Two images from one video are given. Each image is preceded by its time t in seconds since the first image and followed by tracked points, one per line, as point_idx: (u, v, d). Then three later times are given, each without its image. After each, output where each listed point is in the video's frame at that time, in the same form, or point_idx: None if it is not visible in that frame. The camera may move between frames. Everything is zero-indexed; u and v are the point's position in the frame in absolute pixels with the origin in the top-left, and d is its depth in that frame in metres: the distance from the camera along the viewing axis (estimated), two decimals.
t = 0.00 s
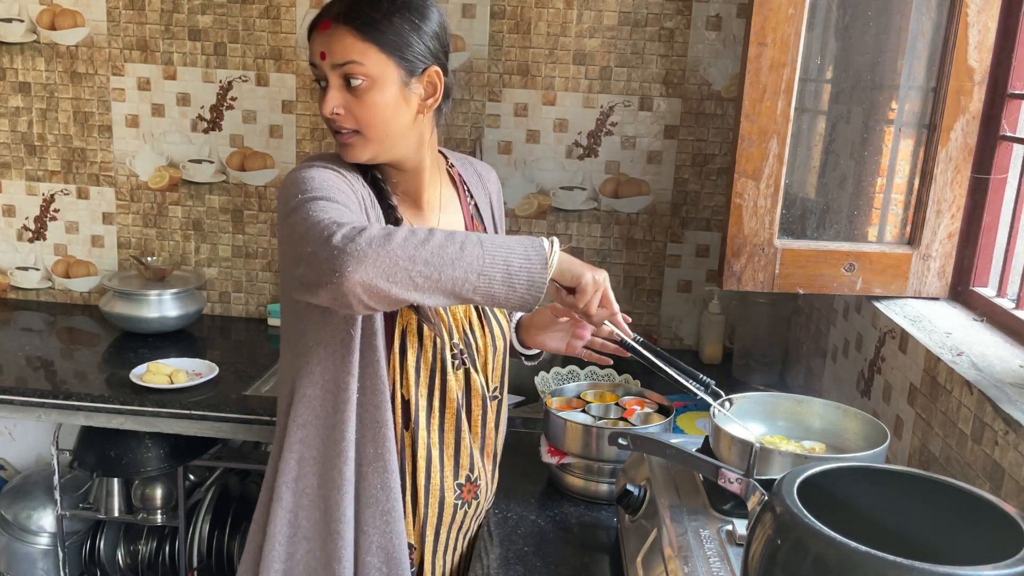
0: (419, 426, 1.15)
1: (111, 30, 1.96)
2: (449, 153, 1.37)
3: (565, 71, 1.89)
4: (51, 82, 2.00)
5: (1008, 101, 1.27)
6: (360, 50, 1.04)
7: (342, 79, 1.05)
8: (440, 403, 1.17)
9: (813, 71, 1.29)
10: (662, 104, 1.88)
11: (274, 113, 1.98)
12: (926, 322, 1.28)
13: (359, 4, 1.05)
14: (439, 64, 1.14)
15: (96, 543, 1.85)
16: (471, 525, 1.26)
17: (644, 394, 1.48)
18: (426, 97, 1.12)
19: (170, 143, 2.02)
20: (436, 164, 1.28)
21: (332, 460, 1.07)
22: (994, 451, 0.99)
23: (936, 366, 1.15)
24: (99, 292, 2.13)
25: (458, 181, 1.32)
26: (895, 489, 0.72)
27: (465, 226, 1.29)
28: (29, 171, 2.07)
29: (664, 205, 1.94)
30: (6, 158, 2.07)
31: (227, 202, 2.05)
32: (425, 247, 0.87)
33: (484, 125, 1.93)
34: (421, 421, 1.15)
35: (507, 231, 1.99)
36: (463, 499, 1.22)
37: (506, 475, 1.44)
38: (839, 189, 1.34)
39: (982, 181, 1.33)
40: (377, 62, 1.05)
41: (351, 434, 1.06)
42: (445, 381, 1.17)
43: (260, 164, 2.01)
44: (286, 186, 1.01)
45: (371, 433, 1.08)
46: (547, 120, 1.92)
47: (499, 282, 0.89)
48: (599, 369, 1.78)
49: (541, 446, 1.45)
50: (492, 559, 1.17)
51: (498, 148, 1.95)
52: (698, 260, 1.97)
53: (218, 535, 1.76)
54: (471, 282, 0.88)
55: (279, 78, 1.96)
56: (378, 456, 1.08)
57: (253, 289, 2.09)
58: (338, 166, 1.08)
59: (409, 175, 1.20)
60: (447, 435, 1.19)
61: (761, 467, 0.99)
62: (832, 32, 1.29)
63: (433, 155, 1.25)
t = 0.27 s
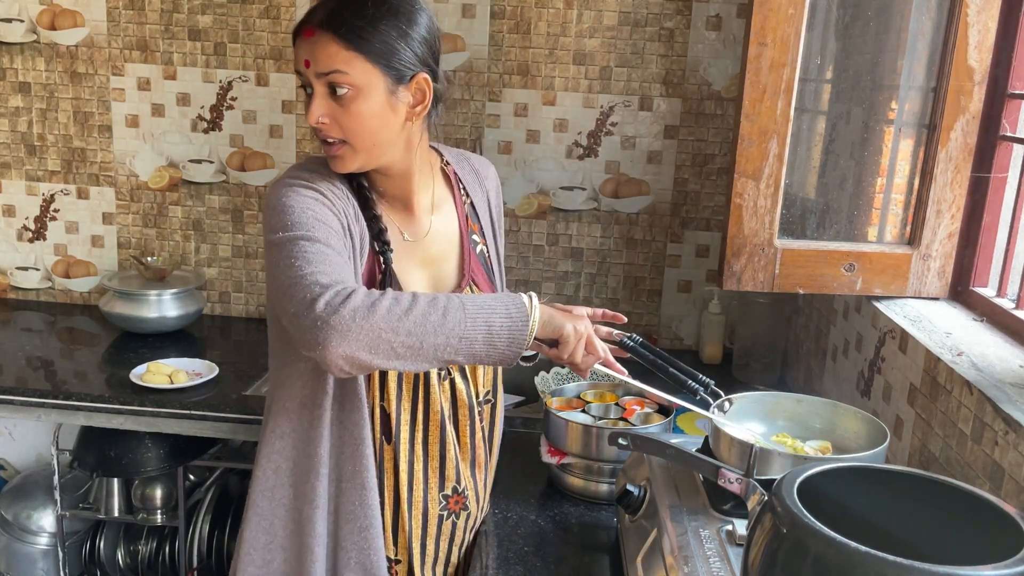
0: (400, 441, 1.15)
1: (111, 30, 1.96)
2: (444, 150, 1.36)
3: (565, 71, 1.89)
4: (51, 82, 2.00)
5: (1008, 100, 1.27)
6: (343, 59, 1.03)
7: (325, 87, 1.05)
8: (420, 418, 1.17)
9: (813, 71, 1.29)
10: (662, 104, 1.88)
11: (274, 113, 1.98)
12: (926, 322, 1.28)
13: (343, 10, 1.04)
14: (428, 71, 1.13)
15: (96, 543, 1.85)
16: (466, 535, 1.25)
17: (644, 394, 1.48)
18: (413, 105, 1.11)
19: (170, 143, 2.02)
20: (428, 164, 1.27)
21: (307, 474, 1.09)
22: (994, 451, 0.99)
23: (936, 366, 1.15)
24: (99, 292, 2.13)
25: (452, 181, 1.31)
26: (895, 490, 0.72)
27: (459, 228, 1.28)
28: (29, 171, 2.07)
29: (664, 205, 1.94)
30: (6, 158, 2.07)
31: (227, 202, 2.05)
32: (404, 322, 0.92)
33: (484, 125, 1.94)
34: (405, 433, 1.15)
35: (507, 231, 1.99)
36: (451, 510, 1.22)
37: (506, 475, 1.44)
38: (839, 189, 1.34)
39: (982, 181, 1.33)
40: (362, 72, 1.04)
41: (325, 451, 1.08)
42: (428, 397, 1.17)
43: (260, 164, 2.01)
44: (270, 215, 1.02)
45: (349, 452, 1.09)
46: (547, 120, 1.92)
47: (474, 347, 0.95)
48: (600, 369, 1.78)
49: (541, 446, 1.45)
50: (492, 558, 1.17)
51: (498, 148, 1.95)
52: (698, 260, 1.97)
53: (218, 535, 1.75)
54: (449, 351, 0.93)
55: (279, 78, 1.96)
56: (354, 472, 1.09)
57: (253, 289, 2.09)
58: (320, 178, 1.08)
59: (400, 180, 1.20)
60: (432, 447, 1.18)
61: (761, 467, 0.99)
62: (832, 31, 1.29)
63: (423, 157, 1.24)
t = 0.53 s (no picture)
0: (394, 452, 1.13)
1: (111, 30, 1.96)
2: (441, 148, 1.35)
3: (565, 71, 1.89)
4: (51, 82, 2.00)
5: (1008, 100, 1.27)
6: (321, 78, 1.00)
7: (306, 105, 1.02)
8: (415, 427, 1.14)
9: (813, 71, 1.29)
10: (662, 104, 1.88)
11: (274, 113, 1.98)
12: (926, 322, 1.28)
13: (317, 26, 1.01)
14: (414, 85, 1.10)
15: (96, 543, 1.85)
16: (466, 547, 1.22)
17: (644, 394, 1.48)
18: (398, 120, 1.08)
19: (170, 143, 2.02)
20: (422, 168, 1.26)
21: (298, 486, 1.09)
22: (994, 451, 0.99)
23: (936, 366, 1.15)
24: (99, 292, 2.13)
25: (448, 184, 1.30)
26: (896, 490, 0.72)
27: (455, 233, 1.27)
28: (29, 171, 2.07)
29: (664, 205, 1.94)
30: (6, 158, 2.07)
31: (227, 202, 2.05)
32: (394, 393, 0.96)
33: (484, 125, 1.94)
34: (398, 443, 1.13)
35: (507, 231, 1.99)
36: (449, 522, 1.18)
37: (506, 475, 1.44)
38: (839, 189, 1.34)
39: (982, 181, 1.33)
40: (342, 91, 1.01)
41: (315, 463, 1.08)
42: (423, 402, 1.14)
43: (260, 164, 2.01)
44: (258, 252, 1.04)
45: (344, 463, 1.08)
46: (547, 120, 1.92)
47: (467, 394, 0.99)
48: (599, 369, 1.78)
49: (541, 446, 1.45)
50: (492, 559, 1.17)
51: (498, 148, 1.95)
52: (698, 260, 1.97)
53: (218, 535, 1.75)
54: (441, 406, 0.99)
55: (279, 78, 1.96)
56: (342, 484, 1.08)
57: (253, 289, 2.09)
58: (304, 196, 1.06)
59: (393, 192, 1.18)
60: (427, 459, 1.15)
61: (761, 466, 0.99)
62: (832, 32, 1.29)
63: (415, 163, 1.22)
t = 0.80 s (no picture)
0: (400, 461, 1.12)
1: (111, 30, 1.96)
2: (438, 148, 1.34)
3: (565, 71, 1.89)
4: (51, 82, 2.01)
5: (1008, 100, 1.27)
6: (332, 90, 0.99)
7: (316, 116, 1.01)
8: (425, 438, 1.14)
9: (813, 71, 1.29)
10: (662, 104, 1.88)
11: (274, 113, 1.98)
12: (926, 322, 1.28)
13: (325, 37, 0.99)
14: (422, 92, 1.09)
15: (96, 543, 1.85)
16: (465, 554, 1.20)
17: (644, 394, 1.48)
18: (407, 128, 1.08)
19: (170, 143, 2.02)
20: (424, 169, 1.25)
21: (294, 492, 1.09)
22: (994, 451, 0.99)
23: (936, 365, 1.14)
24: (99, 292, 2.13)
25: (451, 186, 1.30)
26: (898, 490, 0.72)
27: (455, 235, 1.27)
28: (29, 171, 2.07)
29: (664, 205, 1.94)
30: (6, 158, 2.07)
31: (227, 202, 2.05)
32: (391, 426, 0.95)
33: (484, 125, 1.94)
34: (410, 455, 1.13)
35: (507, 231, 1.99)
36: (448, 529, 1.17)
37: (506, 475, 1.43)
38: (839, 189, 1.34)
39: (982, 180, 1.33)
40: (355, 104, 1.00)
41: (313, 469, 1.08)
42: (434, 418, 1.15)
43: (260, 164, 2.01)
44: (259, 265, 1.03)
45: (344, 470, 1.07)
46: (547, 120, 1.92)
47: (468, 415, 0.96)
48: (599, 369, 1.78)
49: (541, 445, 1.45)
50: (492, 558, 1.17)
51: (498, 148, 1.95)
52: (698, 260, 1.97)
53: (218, 535, 1.75)
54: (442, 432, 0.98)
55: (279, 78, 1.96)
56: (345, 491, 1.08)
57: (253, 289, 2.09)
58: (309, 204, 1.05)
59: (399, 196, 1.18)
60: (425, 466, 1.14)
61: (761, 466, 0.99)
62: (832, 31, 1.29)
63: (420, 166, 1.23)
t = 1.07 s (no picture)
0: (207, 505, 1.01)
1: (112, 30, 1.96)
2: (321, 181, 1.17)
3: (565, 70, 1.89)
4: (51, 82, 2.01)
5: (1008, 100, 1.27)
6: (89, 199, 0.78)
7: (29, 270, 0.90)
8: (246, 470, 1.03)
9: (813, 71, 1.29)
10: (662, 104, 1.88)
11: (274, 113, 1.98)
12: (926, 322, 1.28)
13: (78, 118, 0.77)
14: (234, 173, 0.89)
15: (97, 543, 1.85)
16: None
17: (644, 394, 1.48)
18: (212, 219, 0.88)
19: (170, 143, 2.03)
20: (315, 220, 1.12)
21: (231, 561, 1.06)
22: (994, 451, 0.99)
23: (935, 366, 1.15)
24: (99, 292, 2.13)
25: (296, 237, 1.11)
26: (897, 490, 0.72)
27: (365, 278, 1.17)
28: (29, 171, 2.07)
29: (664, 205, 1.94)
30: (6, 158, 2.07)
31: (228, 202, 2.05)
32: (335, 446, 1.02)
33: (484, 125, 1.94)
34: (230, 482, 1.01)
35: (507, 231, 1.99)
36: None
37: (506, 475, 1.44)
38: (839, 189, 1.34)
39: (982, 180, 1.33)
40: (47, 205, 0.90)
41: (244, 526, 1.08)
42: (247, 441, 1.04)
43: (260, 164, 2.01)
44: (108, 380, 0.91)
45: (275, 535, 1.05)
46: (547, 120, 1.92)
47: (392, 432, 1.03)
48: (599, 369, 1.78)
49: (541, 445, 1.45)
50: (492, 558, 1.17)
51: (498, 148, 1.95)
52: (698, 260, 1.97)
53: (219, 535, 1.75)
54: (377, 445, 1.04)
55: (279, 78, 1.96)
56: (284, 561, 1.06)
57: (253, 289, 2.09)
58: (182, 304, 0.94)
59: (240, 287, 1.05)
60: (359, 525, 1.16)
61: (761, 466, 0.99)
62: (832, 32, 1.29)
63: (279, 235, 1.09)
